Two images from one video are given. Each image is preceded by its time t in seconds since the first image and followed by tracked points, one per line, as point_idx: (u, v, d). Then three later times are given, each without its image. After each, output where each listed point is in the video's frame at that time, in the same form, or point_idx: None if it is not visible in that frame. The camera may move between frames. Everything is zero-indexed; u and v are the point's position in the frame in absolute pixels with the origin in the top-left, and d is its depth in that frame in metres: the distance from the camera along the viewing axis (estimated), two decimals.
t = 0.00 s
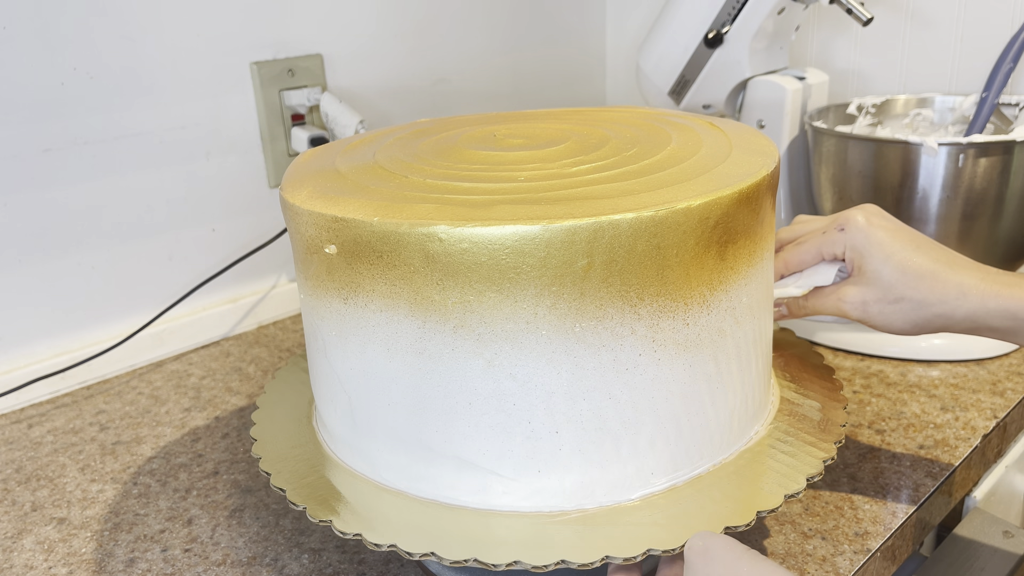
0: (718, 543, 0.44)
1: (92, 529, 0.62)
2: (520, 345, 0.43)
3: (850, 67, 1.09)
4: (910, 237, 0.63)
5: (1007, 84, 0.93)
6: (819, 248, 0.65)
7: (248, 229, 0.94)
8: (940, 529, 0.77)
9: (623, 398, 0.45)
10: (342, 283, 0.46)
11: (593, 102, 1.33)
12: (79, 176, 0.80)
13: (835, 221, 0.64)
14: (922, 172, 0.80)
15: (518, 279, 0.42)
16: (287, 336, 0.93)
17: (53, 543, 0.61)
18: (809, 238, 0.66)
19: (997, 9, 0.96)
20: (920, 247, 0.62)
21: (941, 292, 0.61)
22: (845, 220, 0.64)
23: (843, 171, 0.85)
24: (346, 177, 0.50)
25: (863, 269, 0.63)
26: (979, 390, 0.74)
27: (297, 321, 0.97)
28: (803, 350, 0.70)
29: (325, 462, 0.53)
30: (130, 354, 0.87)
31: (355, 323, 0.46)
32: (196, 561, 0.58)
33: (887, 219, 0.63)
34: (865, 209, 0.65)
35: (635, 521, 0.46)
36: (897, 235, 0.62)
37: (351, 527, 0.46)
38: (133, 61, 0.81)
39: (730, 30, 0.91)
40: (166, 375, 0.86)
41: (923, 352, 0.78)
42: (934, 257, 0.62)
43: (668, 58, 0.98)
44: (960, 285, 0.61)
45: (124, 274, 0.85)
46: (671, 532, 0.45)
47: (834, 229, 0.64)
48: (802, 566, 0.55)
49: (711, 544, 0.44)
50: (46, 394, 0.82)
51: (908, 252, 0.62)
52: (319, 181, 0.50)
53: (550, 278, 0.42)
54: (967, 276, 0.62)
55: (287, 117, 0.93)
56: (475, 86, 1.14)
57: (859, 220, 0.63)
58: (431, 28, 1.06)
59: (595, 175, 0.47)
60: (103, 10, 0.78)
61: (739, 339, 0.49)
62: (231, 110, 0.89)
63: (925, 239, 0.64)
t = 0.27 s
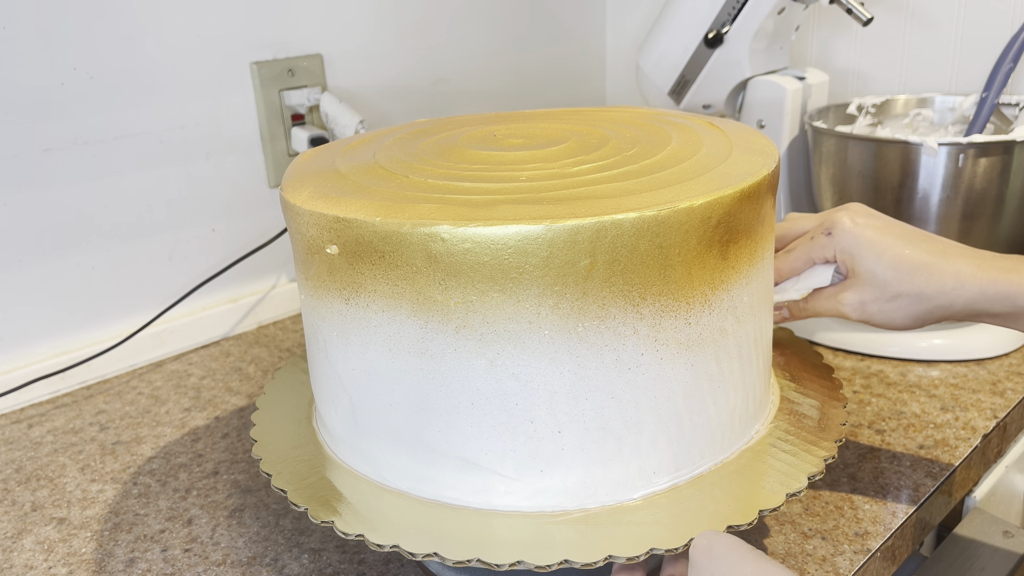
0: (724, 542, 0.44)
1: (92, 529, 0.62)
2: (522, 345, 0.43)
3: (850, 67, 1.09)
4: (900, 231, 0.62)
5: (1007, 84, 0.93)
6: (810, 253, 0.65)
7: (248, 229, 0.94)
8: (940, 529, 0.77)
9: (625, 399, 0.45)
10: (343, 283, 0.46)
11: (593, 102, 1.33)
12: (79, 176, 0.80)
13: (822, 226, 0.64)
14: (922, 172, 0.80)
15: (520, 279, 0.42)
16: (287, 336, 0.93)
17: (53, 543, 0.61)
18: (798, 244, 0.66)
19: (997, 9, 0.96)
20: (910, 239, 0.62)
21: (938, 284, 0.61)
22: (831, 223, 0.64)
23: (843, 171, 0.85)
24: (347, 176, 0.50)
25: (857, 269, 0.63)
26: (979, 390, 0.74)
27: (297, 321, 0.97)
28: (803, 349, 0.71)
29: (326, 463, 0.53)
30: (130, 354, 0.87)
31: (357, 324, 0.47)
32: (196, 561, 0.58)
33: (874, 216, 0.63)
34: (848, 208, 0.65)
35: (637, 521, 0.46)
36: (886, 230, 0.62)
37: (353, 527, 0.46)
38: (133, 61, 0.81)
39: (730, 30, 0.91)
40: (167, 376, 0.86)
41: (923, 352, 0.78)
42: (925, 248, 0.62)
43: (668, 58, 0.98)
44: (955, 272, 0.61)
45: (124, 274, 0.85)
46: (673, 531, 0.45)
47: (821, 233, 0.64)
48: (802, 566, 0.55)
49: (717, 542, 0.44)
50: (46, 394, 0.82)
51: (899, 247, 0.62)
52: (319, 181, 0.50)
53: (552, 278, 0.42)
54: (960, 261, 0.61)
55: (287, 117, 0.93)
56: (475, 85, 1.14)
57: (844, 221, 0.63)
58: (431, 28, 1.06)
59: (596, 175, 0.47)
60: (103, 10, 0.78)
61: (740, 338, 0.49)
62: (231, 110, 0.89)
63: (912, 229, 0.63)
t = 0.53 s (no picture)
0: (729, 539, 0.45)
1: (92, 529, 0.62)
2: (522, 345, 0.43)
3: (850, 67, 1.09)
4: (897, 234, 0.62)
5: (1007, 84, 0.93)
6: (808, 260, 0.65)
7: (248, 229, 0.94)
8: (941, 530, 0.77)
9: (624, 399, 0.45)
10: (343, 283, 0.46)
11: (593, 102, 1.33)
12: (79, 176, 0.80)
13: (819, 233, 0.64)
14: (922, 172, 0.80)
15: (520, 279, 0.42)
16: (287, 336, 0.93)
17: (53, 543, 0.61)
18: (795, 249, 0.65)
19: (997, 9, 0.96)
20: (910, 241, 0.61)
21: (939, 287, 0.61)
22: (829, 231, 0.63)
23: (843, 171, 0.85)
24: (347, 177, 0.50)
25: (857, 275, 0.63)
26: (979, 390, 0.74)
27: (297, 321, 0.97)
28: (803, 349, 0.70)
29: (326, 463, 0.53)
30: (130, 354, 0.87)
31: (356, 323, 0.47)
32: (196, 561, 0.58)
33: (870, 222, 0.62)
34: (845, 213, 0.64)
35: (637, 521, 0.46)
36: (886, 234, 0.62)
37: (353, 527, 0.46)
38: (133, 61, 0.81)
39: (729, 30, 0.91)
40: (167, 375, 0.86)
41: (923, 353, 0.78)
42: (926, 250, 0.61)
43: (668, 58, 0.98)
44: (955, 274, 0.60)
45: (124, 274, 0.85)
46: (673, 531, 0.45)
47: (819, 240, 0.64)
48: (802, 566, 0.55)
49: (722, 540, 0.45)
50: (46, 394, 0.82)
51: (899, 251, 0.61)
52: (319, 181, 0.50)
53: (553, 278, 0.42)
54: (961, 262, 0.61)
55: (287, 117, 0.93)
56: (475, 85, 1.14)
57: (843, 230, 0.62)
58: (431, 28, 1.06)
59: (597, 174, 0.47)
60: (103, 10, 0.78)
61: (740, 338, 0.49)
62: (231, 110, 0.89)
63: (909, 230, 0.63)
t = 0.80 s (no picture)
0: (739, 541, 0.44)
1: (92, 529, 0.62)
2: (523, 344, 0.43)
3: (850, 67, 1.09)
4: (904, 239, 0.62)
5: (1007, 84, 0.93)
6: (812, 264, 0.64)
7: (248, 228, 0.94)
8: (940, 529, 0.77)
9: (624, 399, 0.45)
10: (343, 284, 0.46)
11: (593, 102, 1.33)
12: (79, 176, 0.80)
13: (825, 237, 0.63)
14: (922, 172, 0.80)
15: (521, 279, 0.42)
16: (287, 336, 0.93)
17: (53, 543, 0.61)
18: (799, 253, 0.65)
19: (997, 9, 0.96)
20: (916, 246, 0.61)
21: (945, 292, 0.61)
22: (833, 235, 0.62)
23: (843, 171, 0.85)
24: (347, 177, 0.50)
25: (862, 279, 0.62)
26: (979, 390, 0.74)
27: (297, 321, 0.97)
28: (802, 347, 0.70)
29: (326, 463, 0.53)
30: (130, 354, 0.87)
31: (356, 323, 0.46)
32: (196, 561, 0.58)
33: (875, 226, 0.62)
34: (850, 217, 0.64)
35: (637, 520, 0.46)
36: (892, 239, 0.61)
37: (353, 527, 0.46)
38: (133, 61, 0.81)
39: (729, 30, 0.91)
40: (167, 375, 0.86)
41: (924, 353, 0.78)
42: (933, 256, 0.61)
43: (668, 58, 0.97)
44: (962, 280, 0.61)
45: (124, 274, 0.85)
46: (672, 531, 0.45)
47: (824, 244, 0.63)
48: (802, 566, 0.55)
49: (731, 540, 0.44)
50: (46, 394, 0.82)
51: (906, 256, 0.61)
52: (320, 181, 0.50)
53: (553, 278, 0.42)
54: (968, 268, 0.61)
55: (287, 117, 0.93)
56: (475, 85, 1.14)
57: (847, 233, 0.62)
58: (431, 28, 1.06)
59: (598, 174, 0.47)
60: (103, 10, 0.78)
61: (740, 338, 0.49)
62: (231, 110, 0.89)
63: (915, 235, 0.63)
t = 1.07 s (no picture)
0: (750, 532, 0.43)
1: (92, 529, 0.62)
2: (539, 344, 0.43)
3: (850, 67, 1.09)
4: (908, 241, 0.61)
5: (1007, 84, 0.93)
6: (815, 267, 0.64)
7: (248, 229, 0.94)
8: (940, 529, 0.77)
9: (641, 396, 0.45)
10: (353, 288, 0.46)
11: (593, 102, 1.33)
12: (79, 176, 0.80)
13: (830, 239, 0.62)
14: (923, 172, 0.80)
15: (537, 278, 0.42)
16: (287, 336, 0.93)
17: (53, 543, 0.61)
18: (803, 254, 0.64)
19: (997, 9, 0.96)
20: (921, 249, 0.61)
21: (951, 295, 0.61)
22: (838, 237, 0.62)
23: (843, 171, 0.85)
24: (351, 179, 0.50)
25: (867, 282, 0.62)
26: (979, 390, 0.74)
27: (297, 321, 0.97)
28: (802, 347, 0.70)
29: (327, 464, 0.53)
30: (130, 354, 0.87)
31: (367, 327, 0.46)
32: (196, 561, 0.58)
33: (880, 227, 0.62)
34: (854, 220, 0.63)
35: (652, 516, 0.46)
36: (896, 241, 0.61)
37: (367, 533, 0.45)
38: (133, 61, 0.81)
39: (729, 30, 0.91)
40: (167, 375, 0.86)
41: (924, 353, 0.78)
42: (938, 258, 0.61)
43: (668, 58, 0.97)
44: (968, 283, 0.61)
45: (124, 274, 0.85)
46: (689, 525, 0.45)
47: (827, 246, 0.63)
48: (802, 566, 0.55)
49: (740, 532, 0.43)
50: (46, 394, 0.82)
51: (911, 258, 0.61)
52: (324, 184, 0.49)
53: (570, 277, 0.42)
54: (974, 270, 0.61)
55: (287, 117, 0.93)
56: (475, 85, 1.14)
57: (852, 236, 0.61)
58: (431, 28, 1.06)
59: (604, 174, 0.47)
60: (103, 10, 0.78)
61: (748, 333, 0.50)
62: (231, 110, 0.89)
63: (919, 236, 0.63)
